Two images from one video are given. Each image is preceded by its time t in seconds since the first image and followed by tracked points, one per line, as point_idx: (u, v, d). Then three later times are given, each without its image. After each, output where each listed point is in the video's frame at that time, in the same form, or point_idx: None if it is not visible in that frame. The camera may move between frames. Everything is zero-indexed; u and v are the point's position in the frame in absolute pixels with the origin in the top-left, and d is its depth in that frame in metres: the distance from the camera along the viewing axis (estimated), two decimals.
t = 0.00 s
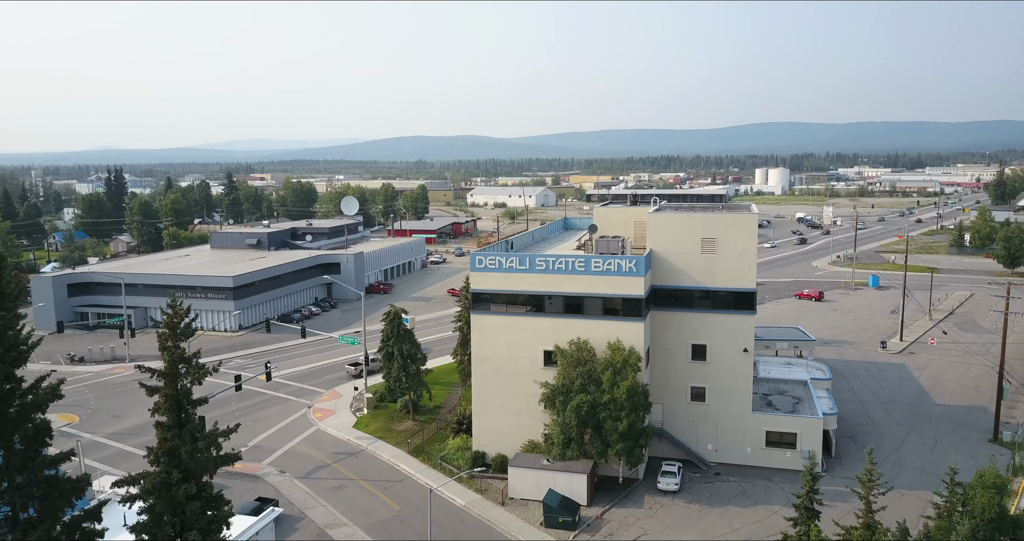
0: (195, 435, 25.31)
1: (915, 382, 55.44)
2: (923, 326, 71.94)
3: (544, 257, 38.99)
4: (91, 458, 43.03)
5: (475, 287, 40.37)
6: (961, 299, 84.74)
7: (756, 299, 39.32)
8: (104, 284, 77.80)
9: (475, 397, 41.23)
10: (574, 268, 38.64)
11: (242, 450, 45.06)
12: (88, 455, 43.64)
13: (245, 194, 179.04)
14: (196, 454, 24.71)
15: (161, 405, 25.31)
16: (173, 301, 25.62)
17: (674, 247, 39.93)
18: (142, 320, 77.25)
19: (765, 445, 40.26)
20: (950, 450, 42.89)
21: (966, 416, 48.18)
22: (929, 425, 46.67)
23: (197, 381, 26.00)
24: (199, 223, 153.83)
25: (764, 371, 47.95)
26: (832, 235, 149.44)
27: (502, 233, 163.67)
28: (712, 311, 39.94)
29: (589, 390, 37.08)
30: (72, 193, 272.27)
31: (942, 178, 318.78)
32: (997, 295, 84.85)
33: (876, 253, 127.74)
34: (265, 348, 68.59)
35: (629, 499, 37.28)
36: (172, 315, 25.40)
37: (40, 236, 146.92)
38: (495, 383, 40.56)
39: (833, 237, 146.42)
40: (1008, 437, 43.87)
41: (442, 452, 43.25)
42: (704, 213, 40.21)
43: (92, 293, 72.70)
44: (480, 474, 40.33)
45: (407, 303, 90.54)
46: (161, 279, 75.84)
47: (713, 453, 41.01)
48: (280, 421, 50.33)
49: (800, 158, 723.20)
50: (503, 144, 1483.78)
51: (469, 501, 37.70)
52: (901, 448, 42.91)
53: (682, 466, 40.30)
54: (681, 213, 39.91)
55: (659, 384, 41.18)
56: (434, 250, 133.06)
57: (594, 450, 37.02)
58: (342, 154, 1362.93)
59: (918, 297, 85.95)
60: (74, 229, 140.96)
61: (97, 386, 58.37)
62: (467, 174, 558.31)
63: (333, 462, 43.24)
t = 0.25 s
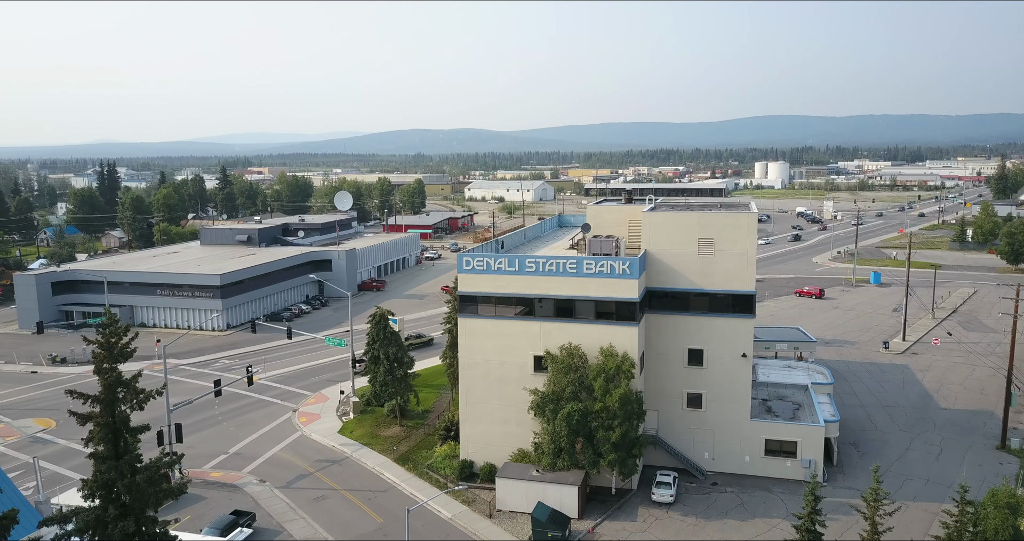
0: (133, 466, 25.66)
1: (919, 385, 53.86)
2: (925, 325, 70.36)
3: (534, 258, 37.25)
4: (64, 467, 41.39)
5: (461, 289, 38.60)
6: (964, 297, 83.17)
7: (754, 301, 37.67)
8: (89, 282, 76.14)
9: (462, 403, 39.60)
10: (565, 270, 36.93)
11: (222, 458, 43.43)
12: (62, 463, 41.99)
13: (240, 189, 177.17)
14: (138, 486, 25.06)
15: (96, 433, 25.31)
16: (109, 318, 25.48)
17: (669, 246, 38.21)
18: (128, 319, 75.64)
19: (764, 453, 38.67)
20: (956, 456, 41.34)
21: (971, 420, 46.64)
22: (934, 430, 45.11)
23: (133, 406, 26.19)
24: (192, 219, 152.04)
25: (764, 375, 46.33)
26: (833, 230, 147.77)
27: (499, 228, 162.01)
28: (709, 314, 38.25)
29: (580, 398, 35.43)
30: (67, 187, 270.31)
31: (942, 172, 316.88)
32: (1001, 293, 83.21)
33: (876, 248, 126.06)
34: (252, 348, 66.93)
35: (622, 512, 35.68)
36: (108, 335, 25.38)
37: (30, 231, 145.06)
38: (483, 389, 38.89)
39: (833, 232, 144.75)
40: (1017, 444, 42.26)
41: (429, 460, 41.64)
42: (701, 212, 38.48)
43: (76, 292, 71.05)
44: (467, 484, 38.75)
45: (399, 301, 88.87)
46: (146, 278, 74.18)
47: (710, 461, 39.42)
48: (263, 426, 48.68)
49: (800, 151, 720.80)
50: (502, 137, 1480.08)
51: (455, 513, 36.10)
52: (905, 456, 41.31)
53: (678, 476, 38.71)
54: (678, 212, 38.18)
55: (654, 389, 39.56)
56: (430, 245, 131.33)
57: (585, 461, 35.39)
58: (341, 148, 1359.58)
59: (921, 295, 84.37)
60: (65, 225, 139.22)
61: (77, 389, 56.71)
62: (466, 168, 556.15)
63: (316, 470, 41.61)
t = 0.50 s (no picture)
0: (55, 506, 25.68)
1: (922, 388, 52.30)
2: (928, 325, 68.80)
3: (523, 260, 35.55)
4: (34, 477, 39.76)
5: (447, 293, 36.88)
6: (967, 295, 81.59)
7: (753, 305, 36.03)
8: (73, 280, 74.42)
9: (448, 411, 37.95)
10: (555, 273, 35.23)
11: (201, 465, 41.83)
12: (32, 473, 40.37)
13: (234, 183, 175.14)
14: (57, 525, 24.83)
15: (16, 471, 25.55)
16: (30, 347, 25.86)
17: (664, 248, 36.53)
18: (113, 319, 73.97)
19: (763, 463, 37.11)
20: (962, 465, 39.78)
21: (978, 426, 45.06)
22: (938, 436, 43.54)
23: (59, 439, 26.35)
24: (186, 214, 150.19)
25: (762, 379, 44.74)
26: (833, 225, 146.07)
27: (496, 223, 160.29)
28: (706, 319, 36.60)
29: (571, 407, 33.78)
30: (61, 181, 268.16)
31: (943, 165, 314.97)
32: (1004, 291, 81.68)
33: (878, 244, 124.38)
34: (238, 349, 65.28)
35: (614, 525, 34.09)
36: (30, 365, 25.92)
37: (21, 226, 143.41)
38: (471, 396, 37.25)
39: (833, 227, 143.07)
40: None
41: (415, 469, 40.06)
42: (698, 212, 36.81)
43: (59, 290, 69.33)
44: (454, 495, 37.16)
45: (392, 299, 87.23)
46: (131, 276, 72.49)
47: (706, 471, 37.88)
48: (245, 431, 47.08)
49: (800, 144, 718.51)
50: (501, 130, 1475.95)
51: (440, 526, 34.53)
52: (909, 464, 39.75)
53: (673, 486, 37.15)
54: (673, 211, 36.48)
55: (648, 396, 37.96)
56: (425, 241, 129.59)
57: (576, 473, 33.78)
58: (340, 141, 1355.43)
59: (923, 293, 82.79)
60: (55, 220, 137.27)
61: (56, 391, 55.11)
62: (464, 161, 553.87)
63: (298, 479, 40.01)
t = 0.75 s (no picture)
0: None
1: (926, 389, 50.81)
2: (930, 323, 67.34)
3: (511, 261, 33.84)
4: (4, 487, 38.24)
5: (432, 295, 35.21)
6: (970, 291, 80.03)
7: (752, 308, 34.41)
8: (57, 277, 72.81)
9: (433, 418, 36.35)
10: (545, 275, 33.56)
11: (179, 473, 40.29)
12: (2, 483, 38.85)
13: (229, 175, 173.25)
14: None
15: None
16: None
17: (660, 248, 34.87)
18: (98, 316, 72.38)
19: (762, 472, 35.57)
20: (969, 472, 38.24)
21: (984, 430, 43.53)
22: (944, 442, 42.02)
23: None
24: (179, 207, 148.41)
25: (762, 382, 43.18)
26: (833, 218, 144.42)
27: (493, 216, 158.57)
28: (703, 322, 34.99)
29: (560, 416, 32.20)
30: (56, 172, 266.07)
31: (943, 157, 312.81)
32: (1007, 288, 80.21)
33: (879, 237, 122.69)
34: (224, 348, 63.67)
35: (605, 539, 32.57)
36: None
37: (11, 219, 141.64)
38: (457, 403, 35.66)
39: (834, 220, 141.36)
40: None
41: (400, 478, 38.51)
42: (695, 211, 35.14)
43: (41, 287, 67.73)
44: (439, 506, 35.64)
45: (384, 295, 85.60)
46: (117, 272, 70.91)
47: (703, 480, 36.36)
48: (227, 435, 45.52)
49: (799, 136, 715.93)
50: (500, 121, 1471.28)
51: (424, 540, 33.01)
52: (914, 472, 38.20)
53: (668, 497, 35.62)
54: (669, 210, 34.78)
55: (643, 402, 36.45)
56: (420, 235, 127.88)
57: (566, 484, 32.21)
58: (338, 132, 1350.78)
59: (925, 289, 81.29)
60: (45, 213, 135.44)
61: (35, 393, 53.53)
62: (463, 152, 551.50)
63: (278, 488, 38.48)
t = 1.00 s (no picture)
0: None
1: (929, 384, 49.42)
2: (933, 314, 65.91)
3: (498, 256, 32.25)
4: None
5: (416, 292, 33.62)
6: (974, 280, 78.51)
7: (752, 306, 32.89)
8: (40, 266, 71.27)
9: (418, 419, 34.91)
10: (534, 271, 31.98)
11: (157, 473, 38.91)
12: None
13: (223, 159, 171.05)
14: None
15: None
16: None
17: (654, 242, 33.33)
18: (82, 306, 70.91)
19: (760, 475, 34.20)
20: (976, 474, 36.89)
21: (990, 429, 42.12)
22: (948, 441, 40.64)
23: None
24: (171, 192, 146.41)
25: (760, 379, 41.77)
26: (834, 203, 142.58)
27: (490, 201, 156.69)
28: (700, 320, 33.48)
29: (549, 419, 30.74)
30: (49, 156, 263.25)
31: (945, 140, 310.22)
32: (1011, 277, 78.68)
33: (880, 223, 120.88)
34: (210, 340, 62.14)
35: None
36: None
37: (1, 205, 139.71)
38: (443, 403, 34.20)
39: (835, 205, 139.57)
40: None
41: (385, 479, 37.13)
42: (691, 204, 33.55)
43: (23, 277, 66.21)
44: (424, 510, 34.28)
45: (377, 283, 84.08)
46: (101, 261, 69.38)
47: (699, 483, 35.03)
48: (208, 433, 44.11)
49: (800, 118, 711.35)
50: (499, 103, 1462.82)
51: None
52: (919, 474, 36.86)
53: (662, 501, 34.24)
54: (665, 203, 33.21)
55: (637, 402, 35.06)
56: (415, 220, 126.13)
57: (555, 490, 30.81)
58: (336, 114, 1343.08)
59: (927, 278, 79.76)
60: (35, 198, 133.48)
61: (13, 387, 52.12)
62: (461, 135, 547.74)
63: (258, 490, 37.10)
